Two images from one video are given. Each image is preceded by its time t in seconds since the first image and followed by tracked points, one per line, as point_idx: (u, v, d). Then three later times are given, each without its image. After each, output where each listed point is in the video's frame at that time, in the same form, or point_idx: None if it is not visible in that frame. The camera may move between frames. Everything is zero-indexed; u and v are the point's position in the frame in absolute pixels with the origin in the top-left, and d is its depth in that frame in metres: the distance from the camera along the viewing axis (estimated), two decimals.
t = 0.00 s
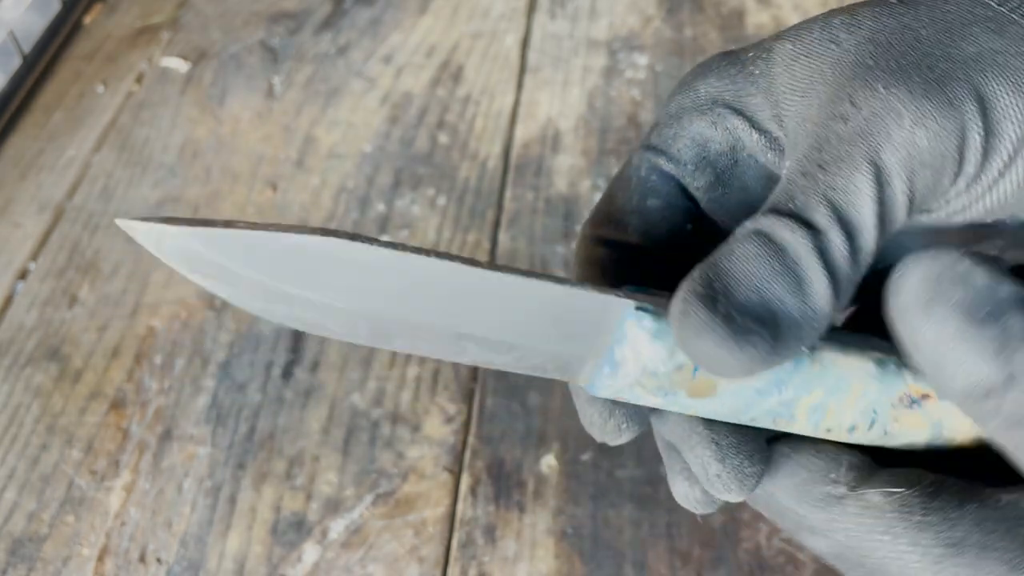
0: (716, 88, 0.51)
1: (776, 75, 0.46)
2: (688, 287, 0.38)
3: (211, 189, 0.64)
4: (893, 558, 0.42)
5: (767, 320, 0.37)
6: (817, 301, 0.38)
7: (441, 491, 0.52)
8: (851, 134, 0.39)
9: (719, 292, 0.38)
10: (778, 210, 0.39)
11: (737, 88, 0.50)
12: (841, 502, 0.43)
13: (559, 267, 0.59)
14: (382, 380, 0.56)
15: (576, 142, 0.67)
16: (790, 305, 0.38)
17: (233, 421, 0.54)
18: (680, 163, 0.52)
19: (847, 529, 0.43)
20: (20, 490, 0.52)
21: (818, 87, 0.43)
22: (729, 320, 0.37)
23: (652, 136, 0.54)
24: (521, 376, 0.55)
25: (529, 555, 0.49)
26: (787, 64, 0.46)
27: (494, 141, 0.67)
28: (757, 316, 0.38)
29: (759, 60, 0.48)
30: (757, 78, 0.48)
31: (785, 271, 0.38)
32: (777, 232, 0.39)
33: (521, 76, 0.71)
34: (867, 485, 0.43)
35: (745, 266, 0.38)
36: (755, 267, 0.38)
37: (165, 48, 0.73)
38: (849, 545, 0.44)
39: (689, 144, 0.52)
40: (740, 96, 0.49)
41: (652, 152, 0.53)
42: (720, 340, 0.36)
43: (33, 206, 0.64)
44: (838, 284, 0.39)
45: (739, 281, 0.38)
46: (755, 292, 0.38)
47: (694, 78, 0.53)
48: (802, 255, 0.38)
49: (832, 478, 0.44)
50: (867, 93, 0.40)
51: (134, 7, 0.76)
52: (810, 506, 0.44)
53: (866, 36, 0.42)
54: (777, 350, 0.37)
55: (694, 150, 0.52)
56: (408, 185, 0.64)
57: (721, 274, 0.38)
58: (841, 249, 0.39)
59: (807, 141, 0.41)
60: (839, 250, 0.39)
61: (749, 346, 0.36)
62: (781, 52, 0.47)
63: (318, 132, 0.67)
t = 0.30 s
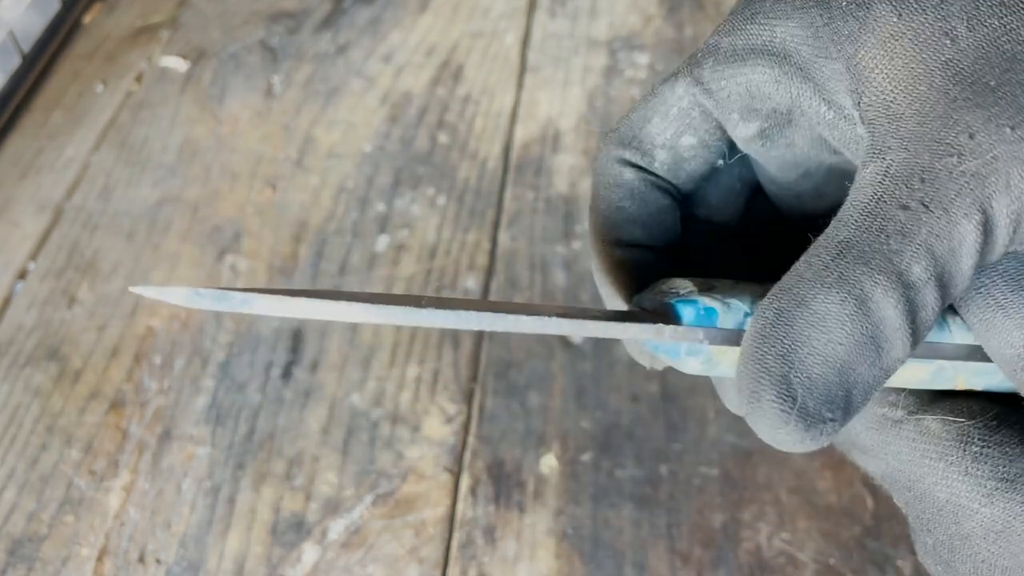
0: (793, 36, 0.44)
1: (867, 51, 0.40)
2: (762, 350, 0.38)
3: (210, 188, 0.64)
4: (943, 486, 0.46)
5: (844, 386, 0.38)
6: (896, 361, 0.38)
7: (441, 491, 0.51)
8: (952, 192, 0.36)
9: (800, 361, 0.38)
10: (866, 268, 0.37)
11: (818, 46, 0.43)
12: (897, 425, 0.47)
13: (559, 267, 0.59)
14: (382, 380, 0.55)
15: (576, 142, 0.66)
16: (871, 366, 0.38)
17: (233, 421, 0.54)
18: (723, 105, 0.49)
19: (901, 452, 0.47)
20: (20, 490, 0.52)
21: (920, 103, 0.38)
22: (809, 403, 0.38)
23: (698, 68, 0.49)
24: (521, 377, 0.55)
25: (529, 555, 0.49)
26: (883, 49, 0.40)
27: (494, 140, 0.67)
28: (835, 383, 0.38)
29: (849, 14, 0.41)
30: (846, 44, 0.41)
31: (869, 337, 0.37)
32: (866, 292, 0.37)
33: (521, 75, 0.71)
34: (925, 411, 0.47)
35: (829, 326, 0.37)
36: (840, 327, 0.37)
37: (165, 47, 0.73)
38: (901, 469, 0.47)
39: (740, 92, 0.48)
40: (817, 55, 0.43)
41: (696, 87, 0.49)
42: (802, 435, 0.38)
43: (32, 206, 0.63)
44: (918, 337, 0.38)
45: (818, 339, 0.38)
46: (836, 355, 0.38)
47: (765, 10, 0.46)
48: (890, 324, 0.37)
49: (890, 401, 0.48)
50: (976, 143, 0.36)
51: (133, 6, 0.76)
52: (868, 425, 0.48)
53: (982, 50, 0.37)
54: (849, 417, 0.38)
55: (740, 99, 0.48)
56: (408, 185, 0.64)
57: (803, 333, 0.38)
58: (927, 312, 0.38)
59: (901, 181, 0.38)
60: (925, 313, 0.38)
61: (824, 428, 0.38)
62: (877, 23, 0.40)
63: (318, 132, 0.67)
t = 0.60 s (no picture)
0: (804, 32, 0.44)
1: (880, 47, 0.40)
2: (766, 346, 0.38)
3: (210, 188, 0.64)
4: (953, 475, 0.46)
5: (846, 383, 0.38)
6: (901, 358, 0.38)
7: (441, 491, 0.51)
8: (962, 192, 0.37)
9: (804, 358, 0.38)
10: (874, 266, 0.37)
11: (829, 43, 0.43)
12: (907, 415, 0.47)
13: (560, 267, 0.59)
14: (381, 381, 0.55)
15: (577, 142, 0.66)
16: (874, 364, 0.38)
17: (232, 421, 0.54)
18: (731, 99, 0.49)
19: (911, 442, 0.47)
20: (19, 490, 0.52)
21: (931, 102, 0.38)
22: (810, 400, 0.38)
23: (708, 62, 0.49)
24: (521, 376, 0.55)
25: (529, 556, 0.49)
26: (895, 47, 0.40)
27: (494, 140, 0.67)
28: (837, 380, 0.38)
29: (861, 11, 0.41)
30: (857, 39, 0.41)
31: (874, 336, 0.37)
32: (872, 291, 0.37)
33: (521, 75, 0.71)
34: (936, 401, 0.47)
35: (834, 323, 0.37)
36: (845, 325, 0.37)
37: (165, 47, 0.73)
38: (911, 459, 0.47)
39: (750, 87, 0.48)
40: (829, 52, 0.43)
41: (705, 83, 0.49)
42: (801, 431, 0.38)
43: (31, 206, 0.63)
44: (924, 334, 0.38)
45: (824, 337, 0.38)
46: (840, 352, 0.38)
47: (775, 7, 0.45)
48: (896, 322, 0.37)
49: (899, 392, 0.48)
50: (987, 141, 0.36)
51: (132, 5, 0.76)
52: (877, 416, 0.49)
53: (996, 50, 0.37)
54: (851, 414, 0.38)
55: (750, 95, 0.48)
56: (408, 185, 0.64)
57: (808, 331, 0.38)
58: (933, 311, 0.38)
59: (910, 180, 0.38)
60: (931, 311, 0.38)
61: (824, 425, 0.38)
62: (890, 20, 0.40)
63: (317, 132, 0.67)
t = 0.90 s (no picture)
0: (810, 31, 0.45)
1: (886, 39, 0.41)
2: (772, 321, 0.38)
3: (210, 188, 0.64)
4: (965, 475, 0.45)
5: (853, 358, 0.38)
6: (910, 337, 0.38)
7: (441, 491, 0.51)
8: (971, 171, 0.37)
9: (811, 333, 0.38)
10: (882, 243, 0.38)
11: (836, 37, 0.44)
12: (917, 415, 0.47)
13: (560, 267, 0.59)
14: (381, 381, 0.55)
15: (577, 142, 0.66)
16: (883, 341, 0.38)
17: (232, 421, 0.54)
18: (739, 100, 0.50)
19: (921, 442, 0.47)
20: (19, 490, 0.52)
21: (941, 88, 0.39)
22: (817, 374, 0.38)
23: (715, 64, 0.50)
24: (521, 376, 0.55)
25: (529, 556, 0.49)
26: (902, 37, 0.41)
27: (494, 140, 0.67)
28: (845, 356, 0.38)
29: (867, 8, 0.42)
30: (863, 32, 0.42)
31: (882, 312, 0.37)
32: (881, 267, 0.37)
33: (521, 75, 0.71)
34: (946, 401, 0.47)
35: (843, 300, 0.38)
36: (854, 301, 0.37)
37: (165, 47, 0.73)
38: (922, 460, 0.47)
39: (759, 88, 0.48)
40: (836, 48, 0.44)
41: (714, 84, 0.50)
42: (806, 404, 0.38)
43: (31, 205, 0.63)
44: (934, 314, 0.38)
45: (832, 313, 0.38)
46: (848, 328, 0.38)
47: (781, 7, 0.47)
48: (905, 299, 0.37)
49: (909, 392, 0.48)
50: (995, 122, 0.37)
51: (132, 5, 0.75)
52: (886, 416, 0.48)
53: (1003, 37, 0.38)
54: (858, 393, 0.38)
55: (759, 95, 0.49)
56: (408, 184, 0.64)
57: (817, 306, 0.38)
58: (942, 291, 0.38)
59: (920, 160, 0.38)
60: (940, 289, 0.38)
61: (830, 399, 0.37)
62: (897, 13, 0.41)
63: (318, 131, 0.67)
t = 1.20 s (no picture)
0: (826, 23, 0.45)
1: (901, 30, 0.42)
2: (785, 298, 0.38)
3: (210, 188, 0.64)
4: (978, 466, 0.45)
5: (865, 336, 0.38)
6: (923, 318, 0.38)
7: (441, 491, 0.51)
8: (987, 153, 0.37)
9: (824, 309, 0.38)
10: (897, 222, 0.38)
11: (852, 29, 0.44)
12: (930, 407, 0.47)
13: (560, 267, 0.59)
14: (381, 381, 0.55)
15: (577, 141, 0.66)
16: (896, 320, 0.38)
17: (232, 421, 0.54)
18: (756, 95, 0.50)
19: (934, 434, 0.47)
20: (19, 490, 0.52)
21: (958, 75, 0.39)
22: (828, 350, 0.37)
23: (732, 59, 0.50)
24: (521, 376, 0.55)
25: (529, 556, 0.49)
26: (918, 26, 0.41)
27: (494, 140, 0.67)
28: (857, 334, 0.38)
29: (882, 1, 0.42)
30: (877, 24, 0.43)
31: (895, 290, 0.37)
32: (896, 246, 0.37)
33: (521, 75, 0.71)
34: (960, 392, 0.47)
35: (858, 278, 0.38)
36: (869, 280, 0.38)
37: (165, 47, 0.73)
38: (935, 452, 0.47)
39: (776, 80, 0.48)
40: (850, 40, 0.44)
41: (731, 78, 0.50)
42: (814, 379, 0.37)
43: (31, 206, 0.63)
44: (947, 296, 0.38)
45: (846, 291, 0.38)
46: (861, 306, 0.38)
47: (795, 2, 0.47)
48: (919, 277, 0.37)
49: (923, 385, 0.48)
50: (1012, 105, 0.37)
51: (132, 5, 0.75)
52: (899, 408, 0.48)
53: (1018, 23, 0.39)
54: (869, 373, 0.38)
55: (776, 88, 0.49)
56: (408, 184, 0.64)
57: (831, 284, 0.38)
58: (956, 273, 0.38)
59: (937, 143, 0.39)
60: (954, 271, 0.38)
61: (841, 375, 0.37)
62: (912, 5, 0.41)
63: (318, 132, 0.67)
